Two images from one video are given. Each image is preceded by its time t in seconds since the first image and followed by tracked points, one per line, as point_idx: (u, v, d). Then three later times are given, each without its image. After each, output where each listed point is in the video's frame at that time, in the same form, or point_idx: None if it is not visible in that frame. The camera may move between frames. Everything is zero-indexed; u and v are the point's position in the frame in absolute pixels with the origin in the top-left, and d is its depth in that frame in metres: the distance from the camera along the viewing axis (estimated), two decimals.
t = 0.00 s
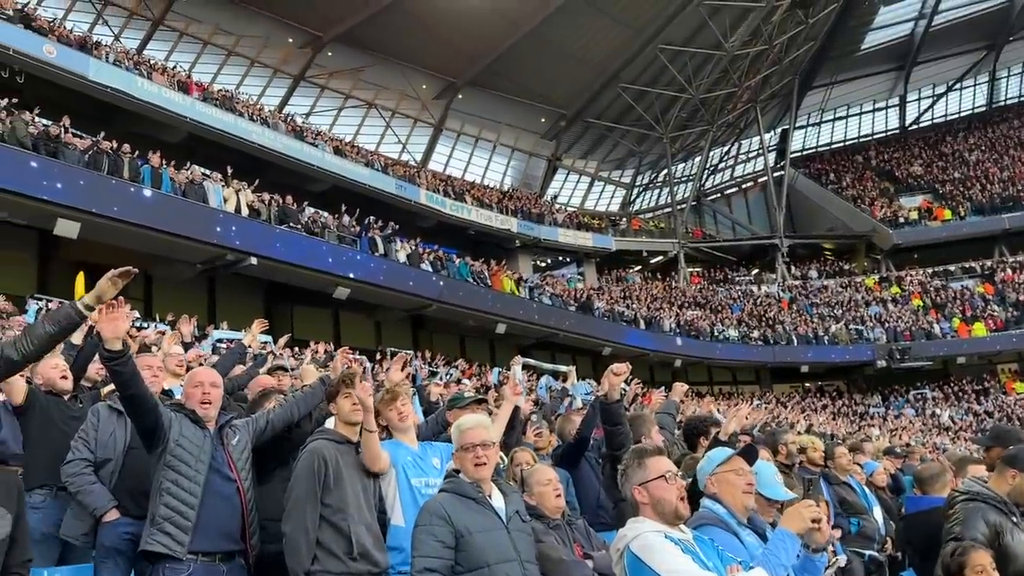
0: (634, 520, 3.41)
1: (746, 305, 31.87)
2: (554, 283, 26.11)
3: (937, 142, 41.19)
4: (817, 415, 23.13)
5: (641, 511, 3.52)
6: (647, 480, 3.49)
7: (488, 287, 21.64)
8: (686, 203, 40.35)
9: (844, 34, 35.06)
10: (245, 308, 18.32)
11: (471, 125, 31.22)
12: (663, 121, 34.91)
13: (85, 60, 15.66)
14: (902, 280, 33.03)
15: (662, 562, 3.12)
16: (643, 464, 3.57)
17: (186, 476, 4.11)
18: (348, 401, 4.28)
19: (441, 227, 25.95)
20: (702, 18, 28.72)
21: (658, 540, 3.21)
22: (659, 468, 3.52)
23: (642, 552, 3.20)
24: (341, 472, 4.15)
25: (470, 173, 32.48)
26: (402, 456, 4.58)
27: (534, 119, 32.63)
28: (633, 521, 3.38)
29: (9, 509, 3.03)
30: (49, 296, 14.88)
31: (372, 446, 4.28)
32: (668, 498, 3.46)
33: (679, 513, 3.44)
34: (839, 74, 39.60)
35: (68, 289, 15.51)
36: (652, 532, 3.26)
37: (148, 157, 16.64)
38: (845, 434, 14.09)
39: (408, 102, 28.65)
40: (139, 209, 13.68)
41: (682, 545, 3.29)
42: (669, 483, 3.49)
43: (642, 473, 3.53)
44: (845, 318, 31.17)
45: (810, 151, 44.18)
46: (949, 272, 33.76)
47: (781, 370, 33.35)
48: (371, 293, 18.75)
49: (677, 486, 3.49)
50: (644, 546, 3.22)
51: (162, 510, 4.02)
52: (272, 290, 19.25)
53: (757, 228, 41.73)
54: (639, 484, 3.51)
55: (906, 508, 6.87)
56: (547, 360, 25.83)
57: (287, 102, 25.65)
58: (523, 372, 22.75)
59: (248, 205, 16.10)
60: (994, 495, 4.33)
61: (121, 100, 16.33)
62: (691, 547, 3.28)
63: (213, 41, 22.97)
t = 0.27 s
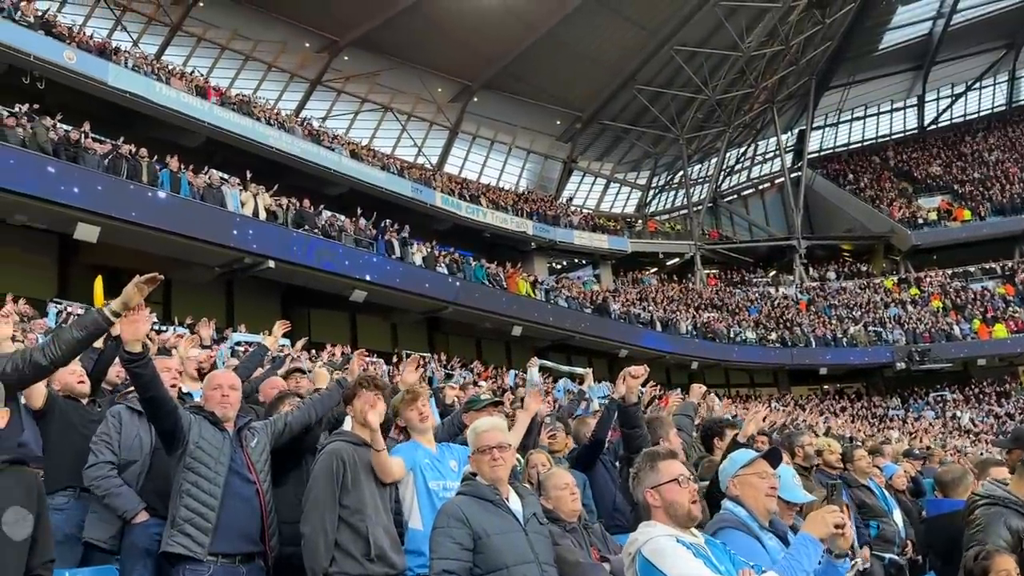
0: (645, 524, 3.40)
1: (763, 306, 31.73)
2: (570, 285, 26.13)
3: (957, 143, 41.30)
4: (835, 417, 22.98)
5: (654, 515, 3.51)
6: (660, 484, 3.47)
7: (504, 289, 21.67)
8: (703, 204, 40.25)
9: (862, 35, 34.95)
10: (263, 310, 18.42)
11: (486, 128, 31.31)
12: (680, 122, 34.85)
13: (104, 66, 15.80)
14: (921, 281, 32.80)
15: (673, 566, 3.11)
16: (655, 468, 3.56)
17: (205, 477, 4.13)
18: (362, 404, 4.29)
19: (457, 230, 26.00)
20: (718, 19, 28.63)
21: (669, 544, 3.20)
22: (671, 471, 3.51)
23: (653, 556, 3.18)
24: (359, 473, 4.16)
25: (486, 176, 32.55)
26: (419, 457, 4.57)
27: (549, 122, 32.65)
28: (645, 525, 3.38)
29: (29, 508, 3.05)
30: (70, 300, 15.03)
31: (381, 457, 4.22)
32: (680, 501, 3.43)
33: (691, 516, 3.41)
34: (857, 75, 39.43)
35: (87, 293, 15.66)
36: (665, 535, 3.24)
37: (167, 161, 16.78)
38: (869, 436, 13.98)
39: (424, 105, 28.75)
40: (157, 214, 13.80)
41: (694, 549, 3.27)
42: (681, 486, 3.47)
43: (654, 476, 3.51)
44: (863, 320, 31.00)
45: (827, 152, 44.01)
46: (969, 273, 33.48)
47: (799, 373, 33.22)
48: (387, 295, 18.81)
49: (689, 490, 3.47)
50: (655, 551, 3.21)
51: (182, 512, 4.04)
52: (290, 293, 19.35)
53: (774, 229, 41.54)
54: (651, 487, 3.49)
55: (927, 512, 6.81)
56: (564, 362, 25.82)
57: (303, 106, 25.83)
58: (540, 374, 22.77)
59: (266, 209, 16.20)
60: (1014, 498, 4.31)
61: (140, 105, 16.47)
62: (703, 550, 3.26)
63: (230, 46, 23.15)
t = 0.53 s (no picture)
0: (655, 529, 3.41)
1: (783, 308, 31.59)
2: (587, 287, 26.11)
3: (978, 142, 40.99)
4: (856, 419, 22.80)
5: (663, 519, 3.50)
6: (670, 487, 3.46)
7: (521, 292, 21.68)
8: (721, 205, 40.11)
9: (881, 35, 34.80)
10: (281, 314, 18.50)
11: (503, 131, 31.35)
12: (697, 123, 34.75)
13: (125, 72, 15.96)
14: (943, 283, 32.53)
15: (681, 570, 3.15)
16: (666, 471, 3.55)
17: (226, 480, 4.16)
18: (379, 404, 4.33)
19: (474, 232, 26.06)
20: (735, 19, 28.47)
21: (678, 549, 3.23)
22: (682, 475, 3.49)
23: (663, 562, 3.21)
24: (377, 474, 4.18)
25: (503, 178, 32.62)
26: (437, 460, 4.57)
27: (566, 124, 32.66)
28: (654, 529, 3.40)
29: (38, 510, 2.74)
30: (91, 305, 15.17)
31: (395, 458, 4.24)
32: (691, 505, 3.41)
33: (701, 522, 3.39)
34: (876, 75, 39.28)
35: (109, 297, 15.82)
36: (673, 541, 3.26)
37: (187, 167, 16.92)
38: (895, 439, 13.83)
39: (440, 108, 28.89)
40: (176, 219, 13.89)
41: (703, 554, 3.27)
42: (692, 490, 3.45)
43: (665, 480, 3.50)
44: (884, 321, 30.87)
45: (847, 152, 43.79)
46: (991, 273, 33.11)
47: (818, 375, 33.07)
48: (404, 298, 18.88)
49: (700, 494, 3.45)
50: (665, 556, 3.23)
51: (203, 514, 4.07)
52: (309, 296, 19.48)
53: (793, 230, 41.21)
54: (662, 491, 3.48)
55: (950, 515, 6.74)
56: (582, 364, 25.77)
57: (321, 111, 26.01)
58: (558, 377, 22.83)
59: (285, 213, 16.31)
60: None
61: (160, 110, 16.62)
62: (713, 556, 3.26)
63: (249, 51, 23.33)
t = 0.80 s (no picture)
0: (665, 533, 3.41)
1: (805, 309, 31.34)
2: (607, 289, 26.08)
3: (1003, 141, 40.45)
4: (880, 422, 22.54)
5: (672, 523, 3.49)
6: (680, 491, 3.45)
7: (540, 294, 21.66)
8: (741, 206, 39.93)
9: (903, 33, 34.52)
10: (302, 317, 18.63)
11: (522, 133, 31.42)
12: (718, 124, 34.55)
13: (148, 78, 16.15)
14: (968, 283, 32.18)
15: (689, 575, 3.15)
16: (676, 475, 3.53)
17: (249, 481, 4.19)
18: (402, 405, 4.37)
19: (494, 235, 26.10)
20: (756, 19, 28.26)
21: (687, 553, 3.23)
22: (692, 478, 3.48)
23: (673, 565, 3.21)
24: (397, 476, 4.18)
25: (522, 181, 32.67)
26: (458, 461, 4.57)
27: (585, 126, 32.63)
28: (663, 534, 3.39)
29: (53, 513, 2.68)
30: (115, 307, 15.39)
31: (416, 462, 4.20)
32: (701, 509, 3.41)
33: (711, 526, 3.38)
34: (898, 73, 38.97)
35: (133, 301, 16.01)
36: (683, 545, 3.27)
37: (209, 171, 17.09)
38: (931, 441, 13.60)
39: (459, 111, 29.01)
40: (196, 222, 13.97)
41: (713, 558, 3.27)
42: (703, 493, 3.44)
43: (674, 483, 3.49)
44: (908, 322, 30.60)
45: (869, 152, 43.39)
46: (1017, 274, 32.62)
47: (841, 377, 32.75)
48: (424, 301, 18.92)
49: (710, 497, 3.44)
50: (674, 560, 3.23)
51: (226, 515, 4.10)
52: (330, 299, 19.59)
53: (814, 231, 40.87)
54: (672, 494, 3.47)
55: (977, 518, 6.64)
56: (602, 366, 25.70)
57: (342, 114, 26.24)
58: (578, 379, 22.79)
59: (306, 216, 16.43)
60: None
61: (182, 115, 16.79)
62: (722, 560, 3.25)
63: (270, 56, 23.61)
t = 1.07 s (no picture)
0: (677, 537, 3.40)
1: (828, 310, 31.09)
2: (626, 290, 26.00)
3: None
4: (904, 424, 22.30)
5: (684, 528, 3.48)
6: (692, 496, 3.43)
7: (559, 295, 21.63)
8: (762, 206, 39.76)
9: (924, 31, 34.30)
10: (322, 320, 18.71)
11: (540, 135, 31.41)
12: (737, 123, 34.39)
13: (169, 83, 16.32)
14: (992, 283, 32.11)
15: None
16: (688, 479, 3.51)
17: (271, 483, 4.20)
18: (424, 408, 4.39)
19: (513, 236, 26.13)
20: (775, 19, 28.10)
21: (699, 557, 3.22)
22: (704, 482, 3.45)
23: (684, 569, 3.20)
24: (419, 478, 4.19)
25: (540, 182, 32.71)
26: (478, 464, 4.56)
27: (603, 127, 32.54)
28: (676, 539, 3.38)
29: (78, 515, 2.71)
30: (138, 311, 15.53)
31: (438, 465, 4.21)
32: (714, 513, 3.38)
33: (724, 530, 3.35)
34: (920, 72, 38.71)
35: (156, 304, 16.16)
36: (694, 549, 3.25)
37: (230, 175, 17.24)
38: (959, 442, 13.41)
39: (477, 114, 29.11)
40: (215, 225, 14.03)
41: (724, 562, 3.26)
42: (715, 497, 3.42)
43: (687, 488, 3.46)
44: (932, 322, 30.36)
45: (892, 151, 43.04)
46: None
47: (864, 378, 32.41)
48: (444, 304, 18.94)
49: (722, 501, 3.41)
50: (686, 564, 3.22)
51: (248, 517, 4.12)
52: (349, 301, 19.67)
53: (836, 231, 40.58)
54: (684, 499, 3.44)
55: (1005, 521, 6.55)
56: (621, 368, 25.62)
57: (361, 118, 26.46)
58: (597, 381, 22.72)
59: (326, 219, 16.51)
60: None
61: (203, 120, 16.95)
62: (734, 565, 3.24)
63: (290, 60, 23.85)
